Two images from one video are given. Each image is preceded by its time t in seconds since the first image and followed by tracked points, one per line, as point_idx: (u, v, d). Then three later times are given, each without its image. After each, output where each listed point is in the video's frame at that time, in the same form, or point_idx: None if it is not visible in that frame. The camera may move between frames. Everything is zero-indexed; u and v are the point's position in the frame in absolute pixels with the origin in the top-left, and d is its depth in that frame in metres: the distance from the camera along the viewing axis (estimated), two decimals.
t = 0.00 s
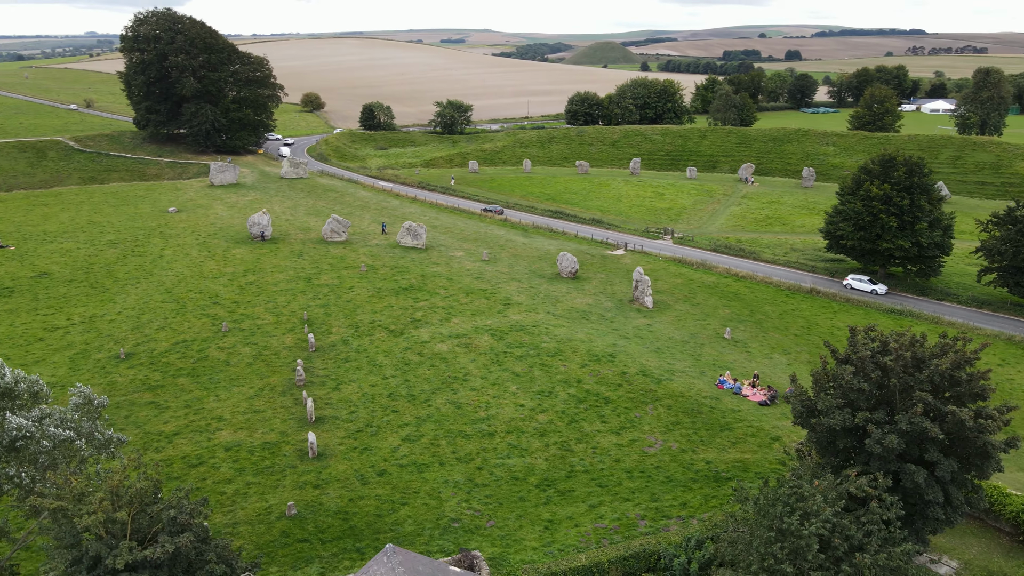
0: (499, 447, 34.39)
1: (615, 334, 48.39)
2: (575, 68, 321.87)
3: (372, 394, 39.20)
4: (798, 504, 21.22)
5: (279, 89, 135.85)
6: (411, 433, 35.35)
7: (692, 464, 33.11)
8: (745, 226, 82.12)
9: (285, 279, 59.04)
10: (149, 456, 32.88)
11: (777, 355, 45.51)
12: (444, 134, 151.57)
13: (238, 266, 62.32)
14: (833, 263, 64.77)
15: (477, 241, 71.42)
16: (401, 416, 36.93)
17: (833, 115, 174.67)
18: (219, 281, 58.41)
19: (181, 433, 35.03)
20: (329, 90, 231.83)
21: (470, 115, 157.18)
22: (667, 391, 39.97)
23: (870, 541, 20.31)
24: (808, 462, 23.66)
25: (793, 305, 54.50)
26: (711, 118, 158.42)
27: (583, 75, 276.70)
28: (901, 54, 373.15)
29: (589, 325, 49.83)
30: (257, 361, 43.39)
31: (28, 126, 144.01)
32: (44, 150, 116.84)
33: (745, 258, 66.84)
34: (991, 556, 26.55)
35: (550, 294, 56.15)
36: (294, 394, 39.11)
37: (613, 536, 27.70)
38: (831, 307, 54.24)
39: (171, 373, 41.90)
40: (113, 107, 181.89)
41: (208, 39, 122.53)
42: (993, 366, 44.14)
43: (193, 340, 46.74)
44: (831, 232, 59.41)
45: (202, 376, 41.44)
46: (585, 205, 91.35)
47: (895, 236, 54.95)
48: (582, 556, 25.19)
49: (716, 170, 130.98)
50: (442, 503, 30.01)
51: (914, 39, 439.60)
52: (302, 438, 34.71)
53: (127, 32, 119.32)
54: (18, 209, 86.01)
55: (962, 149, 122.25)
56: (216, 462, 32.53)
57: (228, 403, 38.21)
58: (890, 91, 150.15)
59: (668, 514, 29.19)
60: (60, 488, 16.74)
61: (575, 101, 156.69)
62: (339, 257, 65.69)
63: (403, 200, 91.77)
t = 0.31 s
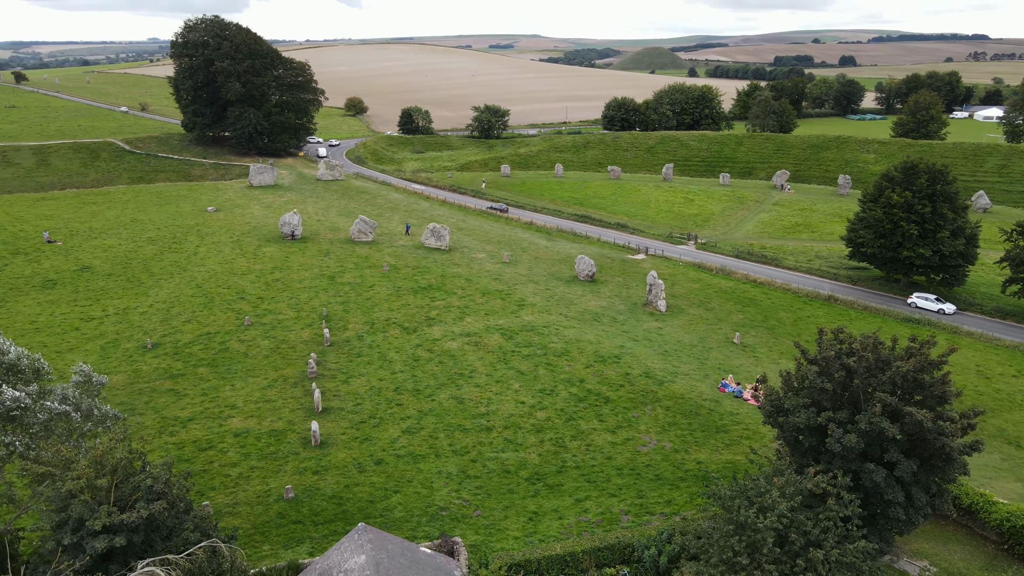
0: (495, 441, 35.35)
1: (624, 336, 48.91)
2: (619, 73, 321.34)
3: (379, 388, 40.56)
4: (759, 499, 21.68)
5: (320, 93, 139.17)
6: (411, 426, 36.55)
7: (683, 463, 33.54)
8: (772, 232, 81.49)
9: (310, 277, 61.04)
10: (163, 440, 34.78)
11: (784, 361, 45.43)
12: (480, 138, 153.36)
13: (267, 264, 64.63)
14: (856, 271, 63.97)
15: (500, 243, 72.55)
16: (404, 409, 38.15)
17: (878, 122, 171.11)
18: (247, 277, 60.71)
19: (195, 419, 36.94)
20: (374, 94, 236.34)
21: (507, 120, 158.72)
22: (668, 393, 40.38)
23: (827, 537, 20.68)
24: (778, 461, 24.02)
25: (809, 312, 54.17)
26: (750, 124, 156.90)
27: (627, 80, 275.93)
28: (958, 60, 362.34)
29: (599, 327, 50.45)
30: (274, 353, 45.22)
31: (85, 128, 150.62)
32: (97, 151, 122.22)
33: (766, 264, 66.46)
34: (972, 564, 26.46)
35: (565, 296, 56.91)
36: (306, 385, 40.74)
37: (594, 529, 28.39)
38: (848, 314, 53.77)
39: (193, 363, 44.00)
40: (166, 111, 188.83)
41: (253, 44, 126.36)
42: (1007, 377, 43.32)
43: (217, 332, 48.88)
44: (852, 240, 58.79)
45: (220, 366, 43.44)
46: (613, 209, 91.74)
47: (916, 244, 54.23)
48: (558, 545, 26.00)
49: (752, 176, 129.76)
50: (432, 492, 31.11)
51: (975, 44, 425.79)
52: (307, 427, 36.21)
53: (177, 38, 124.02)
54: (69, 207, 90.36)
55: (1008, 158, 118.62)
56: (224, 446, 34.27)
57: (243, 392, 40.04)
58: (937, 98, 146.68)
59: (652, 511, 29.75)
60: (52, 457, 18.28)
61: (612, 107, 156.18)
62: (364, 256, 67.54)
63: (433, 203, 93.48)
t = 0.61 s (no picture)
0: (492, 437, 36.02)
1: (630, 337, 49.28)
2: (649, 77, 320.42)
3: (384, 384, 41.52)
4: (732, 496, 22.05)
5: (347, 96, 141.46)
6: (412, 421, 37.39)
7: (677, 463, 33.89)
8: (791, 237, 81.04)
9: (326, 275, 62.39)
10: (173, 429, 36.14)
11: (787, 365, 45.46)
12: (505, 141, 154.44)
13: (286, 263, 66.20)
14: (872, 276, 63.46)
15: (515, 245, 73.34)
16: (406, 405, 39.01)
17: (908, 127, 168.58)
18: (266, 275, 62.26)
19: (205, 411, 38.26)
20: (403, 97, 239.01)
21: (532, 124, 159.59)
22: (668, 394, 40.71)
23: (796, 533, 21.02)
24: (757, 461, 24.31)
25: (819, 317, 53.96)
26: (777, 128, 155.73)
27: (656, 84, 275.24)
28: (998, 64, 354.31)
29: (606, 328, 50.90)
30: (285, 349, 46.52)
31: (122, 130, 154.95)
32: (131, 152, 125.67)
33: (780, 268, 66.22)
34: (957, 568, 26.44)
35: (576, 298, 57.46)
36: (313, 380, 41.83)
37: (581, 523, 28.92)
38: (859, 319, 53.43)
39: (208, 357, 45.45)
40: (200, 113, 193.16)
41: (282, 48, 129.01)
42: (1015, 384, 42.79)
43: (232, 327, 50.35)
44: (865, 245, 58.36)
45: (233, 360, 44.81)
46: (631, 212, 91.89)
47: (930, 250, 53.71)
48: (542, 538, 26.57)
49: (776, 181, 128.84)
50: (427, 485, 31.86)
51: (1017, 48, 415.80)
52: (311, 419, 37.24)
53: (209, 42, 127.14)
54: (101, 206, 93.25)
55: None
56: (231, 437, 35.52)
57: (252, 386, 41.26)
58: (969, 103, 144.09)
59: (640, 507, 30.18)
60: (50, 438, 19.56)
61: (637, 111, 156.71)
62: (381, 256, 68.80)
63: (453, 205, 94.58)
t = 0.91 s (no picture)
0: (490, 432, 37.05)
1: (638, 340, 49.85)
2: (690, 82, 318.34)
3: (391, 379, 42.90)
4: (697, 490, 22.70)
5: (383, 101, 144.36)
6: (414, 415, 38.63)
7: (668, 462, 34.42)
8: (816, 244, 80.32)
9: (348, 275, 64.26)
10: (187, 416, 38.06)
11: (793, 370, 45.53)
12: (538, 146, 155.66)
13: (311, 262, 68.38)
14: (893, 284, 62.72)
15: (536, 248, 74.38)
16: (410, 400, 40.29)
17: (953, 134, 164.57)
18: (291, 274, 64.43)
19: (220, 400, 40.11)
20: (443, 102, 242.16)
21: (565, 129, 160.51)
22: (667, 395, 41.22)
23: (756, 527, 21.59)
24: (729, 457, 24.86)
25: (832, 323, 53.72)
26: (814, 135, 153.76)
27: (696, 90, 273.47)
28: None
29: (615, 330, 51.56)
30: (301, 344, 48.29)
31: (169, 133, 160.51)
32: (175, 154, 130.31)
33: (799, 275, 65.82)
34: (936, 570, 26.43)
35: (589, 300, 58.23)
36: (325, 373, 43.44)
37: (565, 516, 29.71)
38: (873, 326, 52.98)
39: (228, 349, 47.48)
40: (245, 117, 198.84)
41: (321, 54, 132.34)
42: None
43: (253, 322, 52.40)
44: (884, 252, 57.80)
45: (251, 353, 46.73)
46: (656, 217, 92.03)
47: (948, 258, 53.05)
48: (523, 527, 27.48)
49: (810, 188, 127.26)
50: (421, 476, 33.02)
51: None
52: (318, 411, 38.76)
53: (251, 48, 131.22)
54: (143, 205, 97.14)
55: None
56: (240, 425, 37.25)
57: (266, 378, 43.04)
58: (1015, 110, 140.24)
59: (625, 503, 30.84)
60: (51, 413, 21.27)
61: (671, 117, 156.73)
62: (403, 257, 70.51)
63: (480, 208, 96.06)
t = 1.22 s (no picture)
0: (488, 428, 37.97)
1: (645, 342, 50.33)
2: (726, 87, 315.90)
3: (398, 375, 44.13)
4: (667, 483, 23.36)
5: (414, 105, 146.54)
6: (416, 409, 39.75)
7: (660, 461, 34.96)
8: (837, 250, 79.65)
9: (367, 275, 65.83)
10: (201, 407, 39.78)
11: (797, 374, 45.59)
12: (567, 151, 156.38)
13: (333, 262, 70.16)
14: (911, 291, 62.08)
15: (554, 251, 75.18)
16: (414, 395, 41.44)
17: (993, 141, 160.95)
18: (312, 273, 66.24)
19: (232, 392, 41.76)
20: (476, 107, 244.33)
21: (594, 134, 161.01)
22: (667, 396, 41.70)
23: (722, 520, 22.17)
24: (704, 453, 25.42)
25: (843, 329, 53.47)
26: (847, 141, 151.85)
27: (731, 95, 271.23)
28: None
29: (623, 333, 52.12)
30: (315, 340, 49.84)
31: (208, 136, 164.92)
32: (211, 156, 134.02)
33: (815, 281, 65.43)
34: (915, 572, 26.54)
35: (601, 303, 58.84)
36: (335, 368, 44.87)
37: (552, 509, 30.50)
38: (885, 333, 52.58)
39: (244, 344, 49.23)
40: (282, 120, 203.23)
41: (353, 59, 134.88)
42: None
43: (271, 318, 54.18)
44: (900, 258, 57.27)
45: (265, 348, 48.41)
46: (678, 222, 92.08)
47: (963, 265, 52.45)
48: (507, 517, 28.33)
49: (840, 195, 125.75)
50: (416, 468, 34.05)
51: None
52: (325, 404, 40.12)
53: (286, 54, 134.36)
54: (178, 205, 100.23)
55: None
56: (249, 416, 38.82)
57: (278, 371, 44.60)
58: None
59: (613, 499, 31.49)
60: (57, 395, 22.84)
61: (701, 122, 156.28)
62: (422, 258, 71.92)
63: (503, 211, 97.18)
